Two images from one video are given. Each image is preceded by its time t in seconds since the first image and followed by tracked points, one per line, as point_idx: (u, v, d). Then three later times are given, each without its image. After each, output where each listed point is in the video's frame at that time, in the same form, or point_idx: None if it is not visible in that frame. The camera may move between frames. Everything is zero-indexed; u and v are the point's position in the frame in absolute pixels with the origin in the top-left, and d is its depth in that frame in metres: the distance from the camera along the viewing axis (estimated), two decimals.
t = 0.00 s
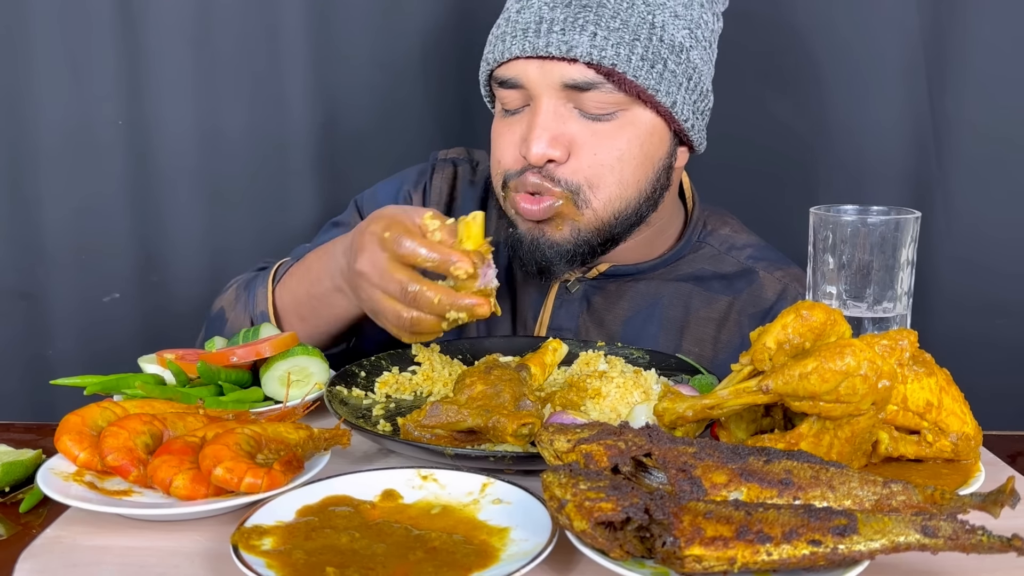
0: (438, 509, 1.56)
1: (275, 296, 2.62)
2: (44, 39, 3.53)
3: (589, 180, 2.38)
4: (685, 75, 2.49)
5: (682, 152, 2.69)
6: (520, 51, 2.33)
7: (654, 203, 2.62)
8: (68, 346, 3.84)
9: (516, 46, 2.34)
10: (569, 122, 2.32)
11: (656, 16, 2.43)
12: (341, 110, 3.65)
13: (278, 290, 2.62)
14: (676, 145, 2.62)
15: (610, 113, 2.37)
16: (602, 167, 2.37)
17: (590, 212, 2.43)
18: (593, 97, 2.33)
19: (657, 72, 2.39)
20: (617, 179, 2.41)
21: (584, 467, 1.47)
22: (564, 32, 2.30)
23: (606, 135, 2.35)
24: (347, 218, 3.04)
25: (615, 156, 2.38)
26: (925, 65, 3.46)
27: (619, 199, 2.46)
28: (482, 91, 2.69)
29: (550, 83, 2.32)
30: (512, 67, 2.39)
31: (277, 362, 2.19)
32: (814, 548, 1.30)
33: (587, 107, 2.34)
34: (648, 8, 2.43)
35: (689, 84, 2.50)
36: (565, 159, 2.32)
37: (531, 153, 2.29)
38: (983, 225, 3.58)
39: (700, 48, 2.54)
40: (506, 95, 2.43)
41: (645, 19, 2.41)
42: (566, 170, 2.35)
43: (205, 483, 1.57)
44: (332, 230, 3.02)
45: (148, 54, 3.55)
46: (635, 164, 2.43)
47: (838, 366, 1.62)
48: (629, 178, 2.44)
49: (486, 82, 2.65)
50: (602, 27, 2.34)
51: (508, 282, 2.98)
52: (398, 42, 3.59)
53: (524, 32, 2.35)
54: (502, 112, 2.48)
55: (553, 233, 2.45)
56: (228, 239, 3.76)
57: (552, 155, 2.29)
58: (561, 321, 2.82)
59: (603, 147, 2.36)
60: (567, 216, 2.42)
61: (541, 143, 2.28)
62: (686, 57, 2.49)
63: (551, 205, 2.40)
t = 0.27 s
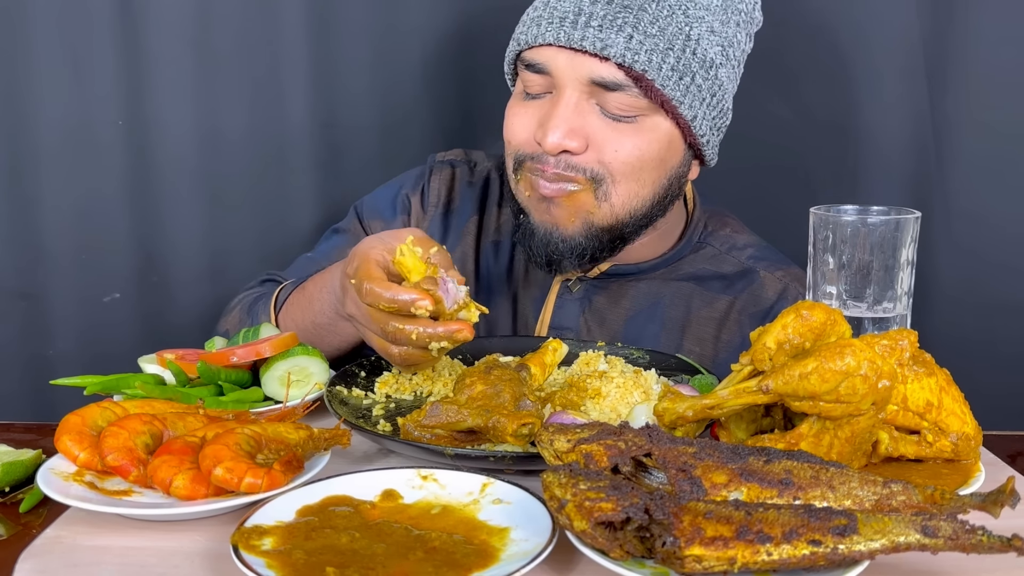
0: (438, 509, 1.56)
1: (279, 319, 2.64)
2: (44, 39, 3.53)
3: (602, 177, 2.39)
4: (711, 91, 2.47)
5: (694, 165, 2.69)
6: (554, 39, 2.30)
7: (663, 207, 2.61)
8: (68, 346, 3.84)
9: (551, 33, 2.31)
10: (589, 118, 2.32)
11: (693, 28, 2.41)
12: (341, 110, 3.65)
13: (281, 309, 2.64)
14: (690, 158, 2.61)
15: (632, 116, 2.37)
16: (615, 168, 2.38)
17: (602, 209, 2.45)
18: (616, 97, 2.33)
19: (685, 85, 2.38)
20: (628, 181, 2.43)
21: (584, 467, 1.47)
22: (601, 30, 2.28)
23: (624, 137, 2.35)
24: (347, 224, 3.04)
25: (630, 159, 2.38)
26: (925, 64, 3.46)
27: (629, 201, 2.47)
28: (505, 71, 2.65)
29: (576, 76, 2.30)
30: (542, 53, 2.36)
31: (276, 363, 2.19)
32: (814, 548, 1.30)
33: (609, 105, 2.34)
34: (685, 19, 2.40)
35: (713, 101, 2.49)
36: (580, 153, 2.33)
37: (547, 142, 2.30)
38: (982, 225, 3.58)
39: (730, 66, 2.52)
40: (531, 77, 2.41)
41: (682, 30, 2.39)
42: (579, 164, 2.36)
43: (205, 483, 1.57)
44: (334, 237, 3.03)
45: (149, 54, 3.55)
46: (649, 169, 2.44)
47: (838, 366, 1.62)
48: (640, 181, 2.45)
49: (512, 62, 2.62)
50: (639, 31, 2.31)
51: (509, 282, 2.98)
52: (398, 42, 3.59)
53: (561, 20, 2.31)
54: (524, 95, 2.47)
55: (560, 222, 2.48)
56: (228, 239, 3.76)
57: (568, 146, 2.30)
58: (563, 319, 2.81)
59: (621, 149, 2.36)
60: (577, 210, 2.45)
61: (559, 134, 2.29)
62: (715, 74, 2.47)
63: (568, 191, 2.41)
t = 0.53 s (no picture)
0: (438, 509, 1.56)
1: (278, 317, 2.63)
2: (44, 39, 3.53)
3: (610, 175, 2.38)
4: (725, 102, 2.50)
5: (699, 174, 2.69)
6: (580, 30, 2.30)
7: (663, 213, 2.61)
8: (68, 346, 3.84)
9: (576, 24, 2.31)
10: (604, 114, 2.31)
11: (716, 37, 2.43)
12: (341, 110, 3.65)
13: (282, 306, 2.64)
14: (697, 166, 2.63)
15: (645, 118, 2.38)
16: (623, 167, 2.38)
17: (602, 208, 2.43)
18: (633, 96, 2.34)
19: (701, 93, 2.41)
20: (632, 184, 2.43)
21: (584, 467, 1.47)
22: (627, 27, 2.29)
23: (635, 136, 2.36)
24: (348, 222, 3.04)
25: (638, 161, 2.39)
26: (925, 64, 3.46)
27: (632, 202, 2.47)
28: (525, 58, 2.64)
29: (596, 69, 2.30)
30: (564, 43, 2.35)
31: (276, 363, 2.19)
32: (814, 548, 1.30)
33: (625, 104, 2.34)
34: (710, 28, 2.42)
35: (726, 110, 2.51)
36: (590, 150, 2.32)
37: (559, 134, 2.28)
38: (983, 224, 3.58)
39: (746, 79, 2.54)
40: (549, 67, 2.40)
41: (706, 38, 2.41)
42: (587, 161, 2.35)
43: (205, 483, 1.57)
44: (335, 236, 3.02)
45: (148, 54, 3.55)
46: (656, 171, 2.45)
47: (838, 366, 1.62)
48: (643, 186, 2.45)
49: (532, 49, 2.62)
50: (665, 33, 2.33)
51: (511, 282, 2.98)
52: (398, 42, 3.59)
53: (589, 13, 2.32)
54: (539, 85, 2.46)
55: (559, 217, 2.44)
56: (228, 239, 3.76)
57: (580, 141, 2.28)
58: (564, 318, 2.80)
59: (631, 149, 2.37)
60: (578, 207, 2.42)
61: (574, 127, 2.27)
62: (731, 86, 2.49)
63: (568, 197, 2.40)
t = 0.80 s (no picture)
0: (438, 509, 1.56)
1: (282, 317, 2.63)
2: (44, 40, 3.53)
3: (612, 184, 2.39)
4: (731, 111, 2.49)
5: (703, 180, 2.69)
6: (586, 40, 2.30)
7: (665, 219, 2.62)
8: (69, 347, 3.84)
9: (582, 34, 2.31)
10: (609, 123, 2.33)
11: (723, 48, 2.42)
12: (342, 111, 3.65)
13: (286, 305, 2.64)
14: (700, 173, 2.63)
15: (649, 128, 2.39)
16: (625, 177, 2.39)
17: (605, 214, 2.44)
18: (637, 108, 2.34)
19: (707, 104, 2.41)
20: (634, 192, 2.44)
21: (584, 467, 1.47)
22: (633, 39, 2.28)
23: (638, 147, 2.37)
24: (349, 222, 3.04)
25: (641, 171, 2.40)
26: (925, 65, 3.46)
27: (634, 210, 2.48)
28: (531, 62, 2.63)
29: (601, 80, 2.31)
30: (570, 51, 2.35)
31: (276, 363, 2.19)
32: (814, 548, 1.30)
33: (629, 115, 2.35)
34: (717, 38, 2.41)
35: (732, 120, 2.51)
36: (594, 158, 2.34)
37: (563, 143, 2.30)
38: (983, 224, 3.58)
39: (753, 88, 2.54)
40: (554, 74, 2.40)
41: (713, 49, 2.40)
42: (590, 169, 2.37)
43: (205, 483, 1.57)
44: (337, 235, 3.03)
45: (148, 54, 3.55)
46: (658, 181, 2.46)
47: (838, 366, 1.62)
48: (645, 195, 2.47)
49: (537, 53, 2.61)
50: (671, 45, 2.33)
51: (513, 282, 2.99)
52: (398, 43, 3.59)
53: (595, 22, 2.32)
54: (545, 90, 2.46)
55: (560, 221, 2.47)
56: (228, 240, 3.76)
57: (583, 149, 2.30)
58: (566, 318, 2.80)
59: (634, 159, 2.37)
60: (580, 214, 2.44)
61: (577, 136, 2.29)
62: (738, 95, 2.49)
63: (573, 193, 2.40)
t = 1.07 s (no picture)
0: (438, 509, 1.56)
1: (284, 317, 2.63)
2: (44, 40, 3.53)
3: (613, 184, 2.38)
4: (735, 116, 2.50)
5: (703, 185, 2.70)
6: (592, 39, 2.30)
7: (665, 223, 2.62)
8: (69, 347, 3.84)
9: (590, 33, 2.30)
10: (612, 124, 2.32)
11: (729, 52, 2.42)
12: (342, 111, 3.65)
13: (287, 306, 2.64)
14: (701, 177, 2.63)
15: (652, 130, 2.38)
16: (627, 178, 2.38)
17: (603, 215, 2.42)
18: (641, 109, 2.34)
19: (711, 107, 2.41)
20: (635, 195, 2.43)
21: (584, 467, 1.47)
22: (640, 39, 2.28)
23: (640, 148, 2.36)
24: (350, 221, 3.04)
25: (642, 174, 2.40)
26: (925, 65, 3.46)
27: (634, 211, 2.47)
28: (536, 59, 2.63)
29: (606, 79, 2.30)
30: (576, 50, 2.35)
31: (276, 363, 2.19)
32: (814, 548, 1.30)
33: (632, 116, 2.34)
34: (723, 42, 2.41)
35: (735, 125, 2.51)
36: (596, 158, 2.33)
37: (565, 142, 2.29)
38: (983, 224, 3.57)
39: (756, 93, 2.54)
40: (560, 72, 2.40)
41: (719, 52, 2.40)
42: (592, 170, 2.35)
43: (205, 483, 1.57)
44: (337, 234, 3.02)
45: (148, 55, 3.55)
46: (659, 183, 2.45)
47: (838, 366, 1.62)
48: (646, 198, 2.46)
49: (543, 52, 2.61)
50: (677, 47, 2.32)
51: (513, 283, 2.99)
52: (398, 43, 3.59)
53: (602, 22, 2.32)
54: (549, 89, 2.46)
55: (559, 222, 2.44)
56: (228, 240, 3.76)
57: (586, 150, 2.29)
58: (566, 320, 2.80)
59: (636, 160, 2.37)
60: (579, 214, 2.42)
61: (580, 135, 2.28)
62: (742, 100, 2.49)
63: (569, 205, 2.40)
